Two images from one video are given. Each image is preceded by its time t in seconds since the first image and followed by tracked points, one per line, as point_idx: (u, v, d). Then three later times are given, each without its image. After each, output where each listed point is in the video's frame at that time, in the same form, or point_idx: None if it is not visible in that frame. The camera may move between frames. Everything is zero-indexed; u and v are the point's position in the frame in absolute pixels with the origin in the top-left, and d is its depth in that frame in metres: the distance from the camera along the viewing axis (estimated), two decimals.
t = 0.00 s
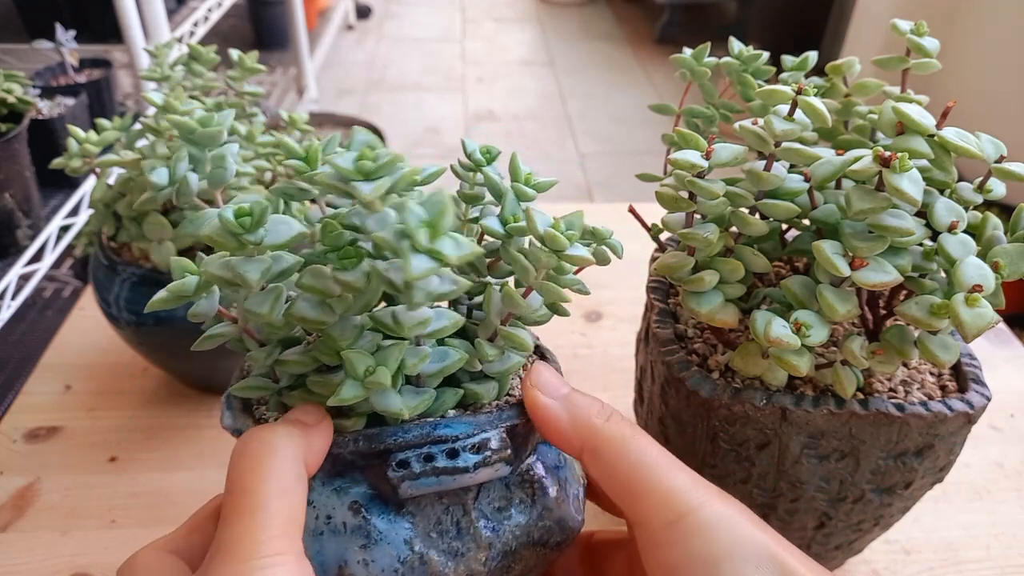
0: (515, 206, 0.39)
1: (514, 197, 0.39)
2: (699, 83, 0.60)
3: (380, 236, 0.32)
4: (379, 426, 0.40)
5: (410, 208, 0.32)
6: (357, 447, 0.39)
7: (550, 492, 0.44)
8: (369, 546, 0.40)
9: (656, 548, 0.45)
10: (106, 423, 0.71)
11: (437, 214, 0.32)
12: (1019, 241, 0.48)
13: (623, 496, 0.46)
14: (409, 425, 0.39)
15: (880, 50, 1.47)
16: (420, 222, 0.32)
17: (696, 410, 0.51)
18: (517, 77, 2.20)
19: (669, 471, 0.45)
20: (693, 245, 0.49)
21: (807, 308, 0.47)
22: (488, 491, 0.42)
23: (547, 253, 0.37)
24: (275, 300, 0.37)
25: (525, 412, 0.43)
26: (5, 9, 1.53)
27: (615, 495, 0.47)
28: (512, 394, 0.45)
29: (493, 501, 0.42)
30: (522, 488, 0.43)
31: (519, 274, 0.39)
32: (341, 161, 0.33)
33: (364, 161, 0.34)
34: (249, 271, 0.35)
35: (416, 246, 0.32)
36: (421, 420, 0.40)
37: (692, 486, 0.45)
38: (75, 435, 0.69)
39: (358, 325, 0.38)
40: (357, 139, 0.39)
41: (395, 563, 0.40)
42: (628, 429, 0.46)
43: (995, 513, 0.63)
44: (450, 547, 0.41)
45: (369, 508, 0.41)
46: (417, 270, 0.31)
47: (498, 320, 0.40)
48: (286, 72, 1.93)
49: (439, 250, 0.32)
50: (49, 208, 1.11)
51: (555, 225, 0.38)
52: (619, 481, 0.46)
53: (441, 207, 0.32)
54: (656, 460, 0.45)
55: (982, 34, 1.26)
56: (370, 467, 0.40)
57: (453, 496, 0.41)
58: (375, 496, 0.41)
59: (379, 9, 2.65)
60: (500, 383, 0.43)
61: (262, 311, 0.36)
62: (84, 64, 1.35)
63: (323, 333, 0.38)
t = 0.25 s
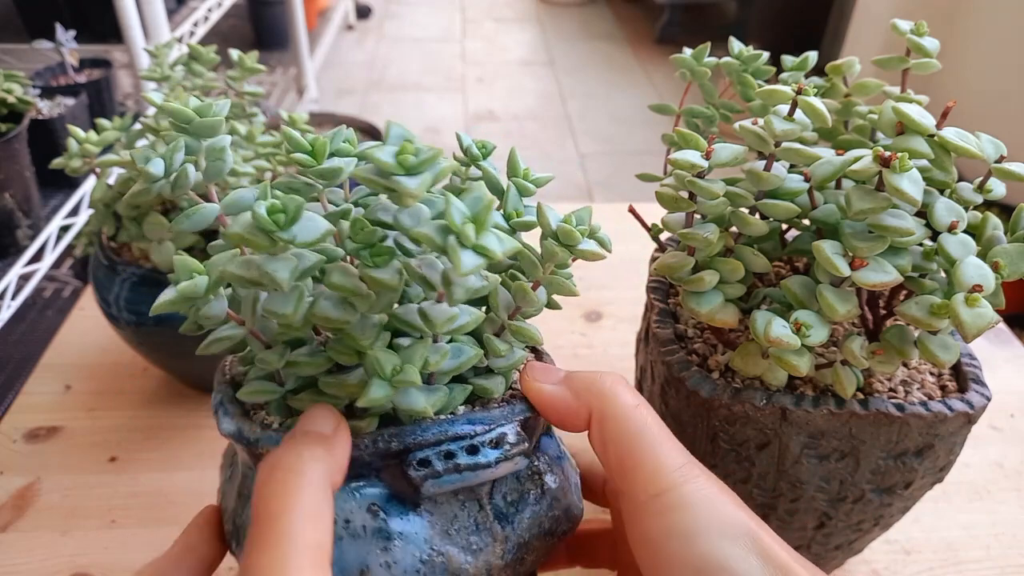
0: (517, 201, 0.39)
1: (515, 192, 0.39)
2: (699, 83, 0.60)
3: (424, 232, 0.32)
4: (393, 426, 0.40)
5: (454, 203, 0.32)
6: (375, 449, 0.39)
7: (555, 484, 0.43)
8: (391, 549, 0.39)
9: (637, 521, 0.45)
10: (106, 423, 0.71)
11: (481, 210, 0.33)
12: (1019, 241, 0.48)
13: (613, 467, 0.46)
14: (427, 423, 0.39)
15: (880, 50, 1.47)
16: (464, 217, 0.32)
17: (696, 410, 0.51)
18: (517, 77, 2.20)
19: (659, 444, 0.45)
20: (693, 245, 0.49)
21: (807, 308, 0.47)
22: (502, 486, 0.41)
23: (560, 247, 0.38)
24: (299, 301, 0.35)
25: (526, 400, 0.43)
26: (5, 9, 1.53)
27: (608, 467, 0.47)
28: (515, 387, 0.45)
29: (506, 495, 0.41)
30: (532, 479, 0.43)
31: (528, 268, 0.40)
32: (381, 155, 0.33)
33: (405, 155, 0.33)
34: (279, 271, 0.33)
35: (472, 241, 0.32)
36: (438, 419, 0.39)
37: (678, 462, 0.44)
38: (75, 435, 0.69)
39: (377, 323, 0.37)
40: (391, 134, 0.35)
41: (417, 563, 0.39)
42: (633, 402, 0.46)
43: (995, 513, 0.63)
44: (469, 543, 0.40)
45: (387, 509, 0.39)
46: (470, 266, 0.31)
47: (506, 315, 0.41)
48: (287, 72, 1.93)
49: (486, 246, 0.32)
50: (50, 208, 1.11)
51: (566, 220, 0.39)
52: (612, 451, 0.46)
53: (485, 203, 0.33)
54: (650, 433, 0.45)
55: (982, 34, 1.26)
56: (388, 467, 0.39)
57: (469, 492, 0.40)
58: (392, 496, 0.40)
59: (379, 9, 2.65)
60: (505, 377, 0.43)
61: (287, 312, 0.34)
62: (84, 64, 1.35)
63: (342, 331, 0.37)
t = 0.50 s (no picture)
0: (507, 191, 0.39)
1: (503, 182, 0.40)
2: (699, 83, 0.60)
3: (470, 236, 0.33)
4: (417, 432, 0.39)
5: (497, 204, 0.33)
6: (413, 459, 0.37)
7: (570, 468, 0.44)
8: (438, 555, 0.38)
9: (643, 489, 0.48)
10: (106, 423, 0.71)
11: (527, 206, 0.33)
12: (1019, 241, 0.48)
13: (620, 438, 0.48)
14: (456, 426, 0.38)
15: (880, 50, 1.47)
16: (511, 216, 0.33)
17: (695, 410, 0.51)
18: (517, 77, 2.20)
19: (664, 419, 0.47)
20: (693, 245, 0.49)
21: (807, 308, 0.47)
22: (529, 476, 0.41)
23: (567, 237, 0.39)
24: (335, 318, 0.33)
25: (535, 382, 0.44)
26: (5, 9, 1.53)
27: (617, 439, 0.49)
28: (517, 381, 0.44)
29: (534, 484, 0.41)
30: (556, 462, 0.43)
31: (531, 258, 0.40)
32: (420, 163, 0.32)
33: (444, 161, 0.32)
34: (318, 289, 0.32)
35: (522, 239, 0.32)
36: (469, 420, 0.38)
37: (681, 436, 0.46)
38: (75, 435, 0.69)
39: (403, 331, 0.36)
40: (422, 139, 0.35)
41: (464, 564, 0.39)
42: (641, 376, 0.48)
43: (994, 513, 0.63)
44: (507, 535, 0.40)
45: (425, 516, 0.39)
46: (528, 264, 0.32)
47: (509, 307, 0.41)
48: (286, 72, 1.93)
49: (537, 242, 0.33)
50: (50, 208, 1.11)
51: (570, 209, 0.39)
52: (620, 424, 0.48)
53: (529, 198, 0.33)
54: (656, 408, 0.47)
55: (982, 34, 1.26)
56: (421, 474, 0.39)
57: (501, 487, 0.40)
58: (427, 502, 0.39)
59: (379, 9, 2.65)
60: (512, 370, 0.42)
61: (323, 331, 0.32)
62: (84, 64, 1.35)
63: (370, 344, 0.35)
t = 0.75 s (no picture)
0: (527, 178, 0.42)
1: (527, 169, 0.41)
2: (699, 82, 0.60)
3: (547, 198, 0.34)
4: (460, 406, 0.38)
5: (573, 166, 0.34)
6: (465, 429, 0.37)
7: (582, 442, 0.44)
8: (487, 527, 0.38)
9: (649, 462, 0.48)
10: (106, 423, 0.71)
11: (598, 171, 0.35)
12: (1019, 241, 0.48)
13: (627, 413, 0.48)
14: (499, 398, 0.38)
15: (880, 51, 1.47)
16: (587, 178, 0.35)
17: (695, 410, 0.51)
18: (517, 77, 2.20)
19: (669, 393, 0.47)
20: (693, 245, 0.49)
21: (807, 308, 0.47)
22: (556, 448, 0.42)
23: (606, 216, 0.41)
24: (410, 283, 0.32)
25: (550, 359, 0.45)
26: (4, 9, 1.53)
27: (626, 416, 0.49)
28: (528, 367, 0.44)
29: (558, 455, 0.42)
30: (572, 438, 0.43)
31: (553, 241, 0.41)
32: (507, 124, 0.34)
33: (526, 125, 0.34)
34: (406, 251, 0.32)
35: (599, 197, 0.34)
36: (504, 391, 0.39)
37: (686, 411, 0.46)
38: (75, 435, 0.69)
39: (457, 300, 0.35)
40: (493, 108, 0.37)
41: (508, 536, 0.38)
42: (650, 351, 0.48)
43: (994, 513, 0.63)
44: (542, 507, 0.40)
45: (471, 488, 0.38)
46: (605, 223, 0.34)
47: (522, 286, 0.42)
48: (286, 72, 1.93)
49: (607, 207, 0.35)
50: (50, 208, 1.11)
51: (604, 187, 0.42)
52: (627, 399, 0.48)
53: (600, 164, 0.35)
54: (663, 382, 0.47)
55: (982, 34, 1.26)
56: (466, 447, 0.38)
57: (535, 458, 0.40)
58: (472, 476, 0.39)
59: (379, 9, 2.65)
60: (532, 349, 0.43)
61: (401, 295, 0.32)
62: (84, 64, 1.35)
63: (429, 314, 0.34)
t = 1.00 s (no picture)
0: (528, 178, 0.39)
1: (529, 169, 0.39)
2: (699, 83, 0.60)
3: (581, 199, 0.33)
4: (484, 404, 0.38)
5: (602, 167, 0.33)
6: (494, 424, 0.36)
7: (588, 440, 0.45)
8: (514, 522, 0.37)
9: (648, 456, 0.48)
10: (106, 423, 0.71)
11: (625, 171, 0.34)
12: (1019, 241, 0.48)
13: (630, 409, 0.48)
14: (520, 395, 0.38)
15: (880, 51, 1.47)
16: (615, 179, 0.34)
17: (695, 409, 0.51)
18: (517, 77, 2.20)
19: (670, 389, 0.47)
20: (693, 245, 0.49)
21: (807, 308, 0.47)
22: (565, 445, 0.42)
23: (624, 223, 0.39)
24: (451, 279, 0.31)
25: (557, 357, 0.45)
26: (4, 9, 1.53)
27: (628, 412, 0.49)
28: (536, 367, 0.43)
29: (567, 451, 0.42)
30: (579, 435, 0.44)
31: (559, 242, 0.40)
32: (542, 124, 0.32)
33: (560, 125, 0.32)
34: (453, 247, 0.30)
35: (629, 197, 0.34)
36: (522, 388, 0.39)
37: (687, 406, 0.46)
38: (75, 435, 0.69)
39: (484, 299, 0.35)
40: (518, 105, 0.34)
41: (533, 530, 0.38)
42: (654, 349, 0.48)
43: (994, 513, 0.63)
44: (559, 502, 0.40)
45: (498, 485, 0.38)
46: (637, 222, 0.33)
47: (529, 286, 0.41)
48: (286, 71, 1.93)
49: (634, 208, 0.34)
50: (50, 208, 1.11)
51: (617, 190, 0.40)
52: (629, 396, 0.48)
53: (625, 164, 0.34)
54: (665, 379, 0.47)
55: (982, 34, 1.26)
56: (491, 444, 0.38)
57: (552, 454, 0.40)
58: (495, 473, 0.38)
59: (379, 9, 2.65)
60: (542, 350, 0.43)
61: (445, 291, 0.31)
62: (84, 64, 1.35)
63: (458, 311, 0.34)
